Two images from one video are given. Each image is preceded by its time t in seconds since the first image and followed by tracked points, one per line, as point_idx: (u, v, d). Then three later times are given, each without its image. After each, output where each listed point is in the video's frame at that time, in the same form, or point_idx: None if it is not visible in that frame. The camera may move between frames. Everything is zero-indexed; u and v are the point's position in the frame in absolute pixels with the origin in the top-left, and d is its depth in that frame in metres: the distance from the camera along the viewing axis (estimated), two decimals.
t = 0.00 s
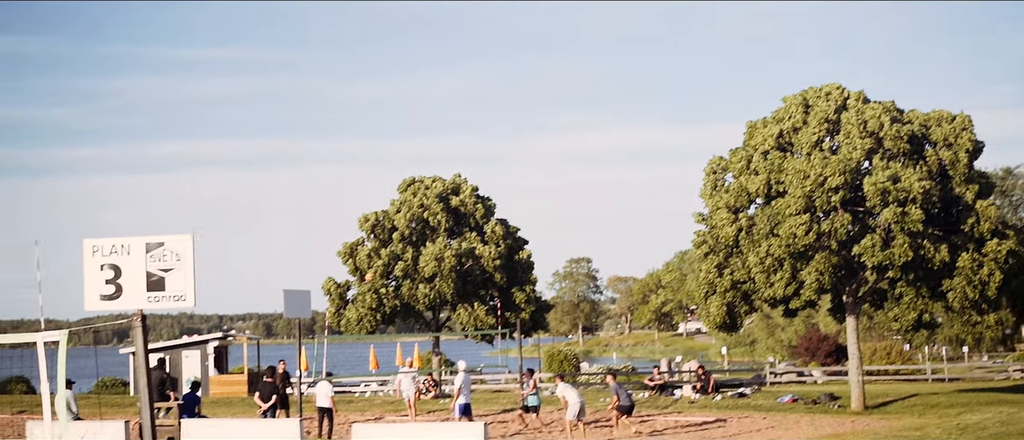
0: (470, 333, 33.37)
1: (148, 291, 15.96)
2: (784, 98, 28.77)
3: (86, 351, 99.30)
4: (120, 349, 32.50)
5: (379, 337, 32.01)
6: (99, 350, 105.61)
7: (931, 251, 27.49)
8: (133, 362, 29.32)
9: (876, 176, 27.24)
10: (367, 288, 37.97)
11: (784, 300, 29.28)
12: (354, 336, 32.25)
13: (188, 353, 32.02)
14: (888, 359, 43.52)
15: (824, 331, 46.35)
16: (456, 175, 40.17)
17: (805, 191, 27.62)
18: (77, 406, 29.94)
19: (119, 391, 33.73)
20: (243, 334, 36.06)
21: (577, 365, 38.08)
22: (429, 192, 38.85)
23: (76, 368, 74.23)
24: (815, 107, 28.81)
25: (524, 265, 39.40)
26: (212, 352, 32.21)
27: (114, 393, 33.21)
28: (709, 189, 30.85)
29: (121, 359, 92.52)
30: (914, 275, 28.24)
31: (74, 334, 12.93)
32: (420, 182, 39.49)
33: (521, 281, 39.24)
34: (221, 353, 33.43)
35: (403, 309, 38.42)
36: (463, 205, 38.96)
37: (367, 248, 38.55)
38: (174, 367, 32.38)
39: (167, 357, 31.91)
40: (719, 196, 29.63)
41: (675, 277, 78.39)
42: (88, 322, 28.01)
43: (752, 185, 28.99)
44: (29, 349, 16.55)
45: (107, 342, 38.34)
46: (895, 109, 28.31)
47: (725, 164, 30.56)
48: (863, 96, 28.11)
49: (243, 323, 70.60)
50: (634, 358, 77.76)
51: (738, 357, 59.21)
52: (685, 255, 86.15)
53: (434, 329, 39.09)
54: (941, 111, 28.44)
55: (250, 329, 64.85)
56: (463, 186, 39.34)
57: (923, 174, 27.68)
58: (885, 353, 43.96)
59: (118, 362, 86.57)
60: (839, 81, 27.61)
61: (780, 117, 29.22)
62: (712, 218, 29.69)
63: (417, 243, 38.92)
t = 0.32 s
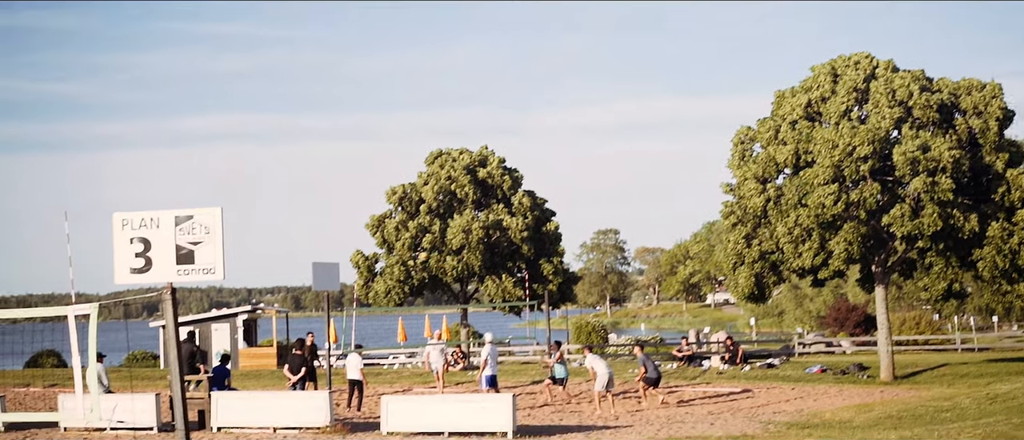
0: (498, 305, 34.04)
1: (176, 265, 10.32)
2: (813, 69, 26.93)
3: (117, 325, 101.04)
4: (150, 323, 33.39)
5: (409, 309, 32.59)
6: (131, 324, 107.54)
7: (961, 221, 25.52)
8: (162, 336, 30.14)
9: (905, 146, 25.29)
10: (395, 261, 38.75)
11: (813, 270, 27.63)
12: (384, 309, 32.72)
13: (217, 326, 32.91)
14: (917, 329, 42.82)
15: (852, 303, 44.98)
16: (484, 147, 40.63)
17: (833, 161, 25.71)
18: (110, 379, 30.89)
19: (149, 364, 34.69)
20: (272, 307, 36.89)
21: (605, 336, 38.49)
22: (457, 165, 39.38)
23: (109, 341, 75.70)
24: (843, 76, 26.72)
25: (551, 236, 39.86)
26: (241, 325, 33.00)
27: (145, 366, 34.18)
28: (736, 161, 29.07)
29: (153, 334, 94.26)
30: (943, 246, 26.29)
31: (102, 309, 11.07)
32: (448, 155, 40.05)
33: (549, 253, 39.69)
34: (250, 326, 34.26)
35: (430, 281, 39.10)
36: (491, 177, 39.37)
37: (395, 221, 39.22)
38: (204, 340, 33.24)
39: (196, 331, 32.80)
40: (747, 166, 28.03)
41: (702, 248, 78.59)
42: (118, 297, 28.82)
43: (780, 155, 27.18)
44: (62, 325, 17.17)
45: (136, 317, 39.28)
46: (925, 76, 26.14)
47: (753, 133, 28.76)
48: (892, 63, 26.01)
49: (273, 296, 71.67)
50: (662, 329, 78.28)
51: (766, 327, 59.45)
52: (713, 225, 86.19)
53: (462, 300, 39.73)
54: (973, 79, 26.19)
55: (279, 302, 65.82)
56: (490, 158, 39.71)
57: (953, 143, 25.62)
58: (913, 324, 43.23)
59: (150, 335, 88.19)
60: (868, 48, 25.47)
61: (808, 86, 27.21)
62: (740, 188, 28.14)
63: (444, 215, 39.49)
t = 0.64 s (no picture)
0: (522, 277, 34.07)
1: (200, 237, 8.84)
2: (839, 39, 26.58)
3: (143, 297, 102.08)
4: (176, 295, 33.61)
5: (433, 281, 32.62)
6: (159, 295, 108.76)
7: (988, 192, 25.20)
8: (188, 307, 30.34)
9: (931, 116, 24.92)
10: (419, 233, 38.77)
11: (839, 240, 27.43)
12: (408, 280, 32.78)
13: (242, 298, 33.14)
14: (942, 300, 42.52)
15: (877, 273, 44.94)
16: (507, 119, 40.55)
17: (859, 131, 25.36)
18: (135, 350, 31.23)
19: (174, 336, 34.97)
20: (295, 279, 37.02)
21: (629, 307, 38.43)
22: (480, 136, 39.30)
23: (135, 314, 76.50)
24: (870, 46, 26.32)
25: (575, 208, 39.78)
26: (265, 296, 33.16)
27: (170, 338, 34.47)
28: (761, 131, 28.81)
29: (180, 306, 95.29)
30: (970, 216, 25.96)
31: (130, 278, 10.72)
32: (472, 126, 39.98)
33: (573, 225, 39.62)
34: (275, 298, 34.43)
35: (455, 253, 39.14)
36: (514, 148, 39.29)
37: (419, 193, 39.23)
38: (229, 311, 33.52)
39: (221, 302, 33.01)
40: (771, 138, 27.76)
41: (727, 219, 78.21)
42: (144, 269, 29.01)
43: (805, 126, 26.91)
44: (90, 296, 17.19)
45: (162, 289, 39.60)
46: (951, 46, 25.71)
47: (778, 103, 28.48)
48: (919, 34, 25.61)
49: (298, 268, 72.15)
50: (686, 300, 78.21)
51: (791, 298, 59.12)
52: (738, 196, 85.71)
53: (486, 272, 39.78)
54: (1001, 49, 25.86)
55: (304, 274, 66.23)
56: (514, 129, 39.61)
57: (980, 113, 25.22)
58: (939, 295, 42.88)
59: (176, 307, 89.16)
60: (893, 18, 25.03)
61: (835, 55, 26.90)
62: (763, 160, 27.95)
63: (468, 187, 39.45)
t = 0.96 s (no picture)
0: (544, 249, 33.97)
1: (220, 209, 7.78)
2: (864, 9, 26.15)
3: (168, 269, 103.08)
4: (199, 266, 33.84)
5: (455, 252, 32.55)
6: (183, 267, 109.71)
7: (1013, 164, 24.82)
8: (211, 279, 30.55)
9: (956, 88, 24.48)
10: (441, 205, 38.77)
11: (862, 213, 27.14)
12: (430, 252, 32.75)
13: (265, 269, 33.35)
14: (966, 273, 42.07)
15: (900, 245, 44.48)
16: (529, 91, 40.33)
17: (882, 103, 24.90)
18: (159, 321, 31.47)
19: (198, 307, 35.22)
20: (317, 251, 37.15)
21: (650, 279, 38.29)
22: (503, 108, 39.07)
23: (161, 285, 77.26)
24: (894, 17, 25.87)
25: (597, 180, 39.61)
26: (288, 268, 33.34)
27: (193, 309, 34.72)
28: (784, 103, 28.52)
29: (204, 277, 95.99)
30: (995, 189, 25.59)
31: (155, 249, 10.48)
32: (494, 98, 39.75)
33: (595, 197, 39.48)
34: (297, 269, 34.60)
35: (477, 225, 39.14)
36: (537, 120, 39.12)
37: (441, 165, 39.19)
38: (252, 283, 33.69)
39: (244, 273, 33.25)
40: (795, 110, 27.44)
41: (750, 191, 77.71)
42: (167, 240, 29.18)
43: (828, 98, 26.55)
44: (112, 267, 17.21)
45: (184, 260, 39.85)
46: (977, 16, 25.25)
47: (801, 75, 28.16)
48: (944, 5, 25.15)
49: (320, 239, 72.43)
50: (708, 273, 78.00)
51: (813, 271, 58.76)
52: (761, 168, 85.11)
53: (508, 244, 39.81)
54: None
55: (326, 246, 66.41)
56: (536, 101, 39.41)
57: (1006, 84, 24.78)
58: (962, 268, 42.42)
59: (199, 278, 89.83)
60: None
61: (859, 26, 26.50)
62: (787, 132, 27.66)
63: (491, 158, 39.33)
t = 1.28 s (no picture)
0: (564, 225, 33.87)
1: (239, 186, 7.71)
2: None
3: (190, 246, 103.79)
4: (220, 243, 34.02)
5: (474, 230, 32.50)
6: (204, 244, 110.26)
7: None
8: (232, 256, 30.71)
9: (978, 64, 24.13)
10: (462, 182, 38.76)
11: (884, 190, 26.85)
12: (450, 229, 32.71)
13: (286, 246, 33.52)
14: (987, 250, 41.65)
15: (921, 222, 44.06)
16: (550, 67, 40.11)
17: (904, 79, 24.54)
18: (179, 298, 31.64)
19: (218, 284, 35.39)
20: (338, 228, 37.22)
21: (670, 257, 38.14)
22: (523, 85, 38.86)
23: (183, 262, 77.77)
24: None
25: (618, 157, 39.43)
26: (309, 245, 33.48)
27: (214, 286, 34.89)
28: (805, 79, 28.23)
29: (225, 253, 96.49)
30: (1019, 166, 25.24)
31: (177, 226, 10.34)
32: (514, 74, 39.58)
33: (615, 173, 39.35)
34: (318, 247, 34.69)
35: (497, 202, 39.14)
36: (557, 97, 38.89)
37: (462, 142, 39.14)
38: (272, 260, 33.81)
39: (265, 250, 33.41)
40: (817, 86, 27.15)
41: (771, 168, 77.10)
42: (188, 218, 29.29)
43: (850, 74, 26.22)
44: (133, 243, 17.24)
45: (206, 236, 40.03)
46: None
47: (823, 51, 27.85)
48: None
49: (340, 217, 72.61)
50: (729, 250, 77.65)
51: (834, 248, 58.34)
52: (781, 145, 84.46)
53: (528, 221, 39.88)
54: None
55: (345, 223, 66.53)
56: (556, 78, 39.21)
57: None
58: (983, 245, 41.97)
59: (219, 256, 90.27)
60: None
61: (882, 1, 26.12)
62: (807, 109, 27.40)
63: (511, 135, 39.14)
